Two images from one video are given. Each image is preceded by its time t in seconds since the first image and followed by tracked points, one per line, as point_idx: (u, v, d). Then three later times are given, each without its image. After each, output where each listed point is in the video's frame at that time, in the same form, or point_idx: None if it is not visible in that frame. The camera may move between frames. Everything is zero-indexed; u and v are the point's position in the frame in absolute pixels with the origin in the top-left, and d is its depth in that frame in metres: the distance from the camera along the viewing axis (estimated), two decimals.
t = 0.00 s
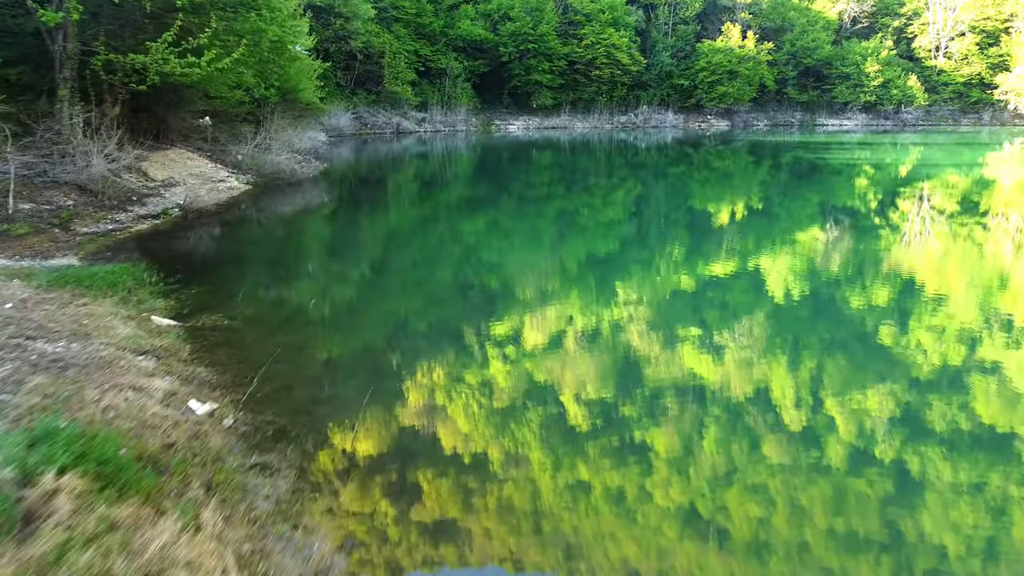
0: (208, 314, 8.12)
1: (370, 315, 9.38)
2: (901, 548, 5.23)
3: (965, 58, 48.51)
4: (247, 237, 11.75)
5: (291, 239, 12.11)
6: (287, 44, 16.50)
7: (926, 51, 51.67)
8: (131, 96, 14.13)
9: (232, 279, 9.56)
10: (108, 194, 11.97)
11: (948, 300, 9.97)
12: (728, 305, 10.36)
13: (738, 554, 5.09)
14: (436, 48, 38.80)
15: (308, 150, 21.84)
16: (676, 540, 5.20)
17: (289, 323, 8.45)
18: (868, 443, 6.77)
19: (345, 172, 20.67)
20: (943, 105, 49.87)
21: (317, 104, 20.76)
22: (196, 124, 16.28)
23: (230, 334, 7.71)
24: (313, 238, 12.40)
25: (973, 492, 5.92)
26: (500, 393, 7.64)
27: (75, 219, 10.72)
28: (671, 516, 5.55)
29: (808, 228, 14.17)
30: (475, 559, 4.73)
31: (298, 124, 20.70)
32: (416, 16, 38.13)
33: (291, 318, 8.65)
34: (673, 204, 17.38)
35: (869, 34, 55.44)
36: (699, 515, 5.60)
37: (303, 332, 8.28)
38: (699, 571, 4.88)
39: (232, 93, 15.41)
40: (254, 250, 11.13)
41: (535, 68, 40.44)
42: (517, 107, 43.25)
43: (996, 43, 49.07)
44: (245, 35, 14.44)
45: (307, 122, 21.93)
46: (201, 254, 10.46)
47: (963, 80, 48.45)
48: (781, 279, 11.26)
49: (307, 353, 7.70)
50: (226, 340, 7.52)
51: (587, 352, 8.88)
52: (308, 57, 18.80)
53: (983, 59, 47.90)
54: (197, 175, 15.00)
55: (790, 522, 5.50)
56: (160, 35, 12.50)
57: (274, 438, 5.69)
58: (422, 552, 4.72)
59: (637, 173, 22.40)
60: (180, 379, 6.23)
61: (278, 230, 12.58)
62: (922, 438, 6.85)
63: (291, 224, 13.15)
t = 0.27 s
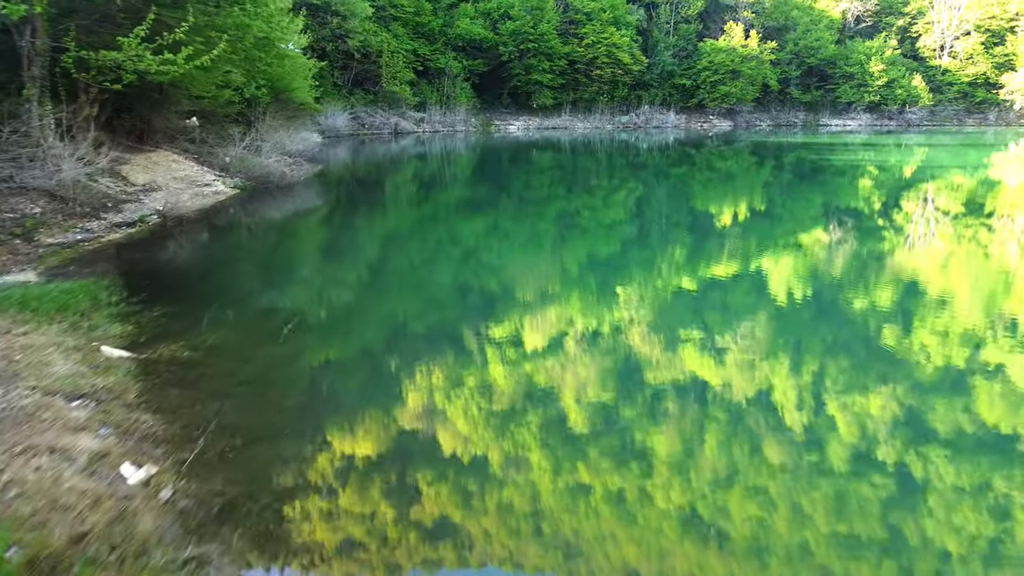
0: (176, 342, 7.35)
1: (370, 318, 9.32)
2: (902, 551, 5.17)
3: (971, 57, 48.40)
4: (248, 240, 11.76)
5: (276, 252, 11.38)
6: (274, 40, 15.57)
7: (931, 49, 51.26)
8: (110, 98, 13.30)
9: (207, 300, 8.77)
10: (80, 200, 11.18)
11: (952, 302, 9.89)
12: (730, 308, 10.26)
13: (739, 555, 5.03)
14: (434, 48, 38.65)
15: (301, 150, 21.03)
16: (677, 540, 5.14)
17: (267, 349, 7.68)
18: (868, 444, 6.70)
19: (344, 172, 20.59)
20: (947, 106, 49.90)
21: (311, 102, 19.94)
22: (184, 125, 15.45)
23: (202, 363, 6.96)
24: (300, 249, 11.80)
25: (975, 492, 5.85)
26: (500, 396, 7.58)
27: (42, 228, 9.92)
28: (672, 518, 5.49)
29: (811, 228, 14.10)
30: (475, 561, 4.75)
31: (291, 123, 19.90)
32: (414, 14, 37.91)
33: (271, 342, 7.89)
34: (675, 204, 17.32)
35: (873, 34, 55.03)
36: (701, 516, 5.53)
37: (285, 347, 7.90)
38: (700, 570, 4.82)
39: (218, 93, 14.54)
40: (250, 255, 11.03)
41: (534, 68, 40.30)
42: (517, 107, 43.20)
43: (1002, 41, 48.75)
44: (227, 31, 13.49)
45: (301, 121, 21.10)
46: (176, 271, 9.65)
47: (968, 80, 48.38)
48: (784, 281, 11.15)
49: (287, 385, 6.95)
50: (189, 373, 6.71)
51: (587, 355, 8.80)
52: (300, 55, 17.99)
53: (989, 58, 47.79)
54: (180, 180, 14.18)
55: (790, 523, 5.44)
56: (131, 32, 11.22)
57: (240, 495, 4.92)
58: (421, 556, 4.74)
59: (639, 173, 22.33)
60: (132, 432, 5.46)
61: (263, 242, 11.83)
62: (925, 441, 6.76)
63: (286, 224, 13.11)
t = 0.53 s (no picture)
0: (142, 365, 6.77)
1: (369, 320, 9.26)
2: (904, 553, 5.09)
3: (976, 57, 48.19)
4: (247, 240, 11.72)
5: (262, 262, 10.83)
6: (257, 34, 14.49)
7: (936, 49, 51.19)
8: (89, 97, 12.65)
9: (182, 317, 8.17)
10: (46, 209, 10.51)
11: (956, 304, 9.80)
12: (732, 310, 10.16)
13: (739, 556, 4.97)
14: (433, 47, 38.45)
15: (292, 153, 20.38)
16: (677, 543, 5.12)
17: (243, 371, 7.09)
18: (870, 446, 6.62)
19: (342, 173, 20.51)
20: (952, 106, 49.88)
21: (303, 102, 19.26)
22: (168, 126, 14.80)
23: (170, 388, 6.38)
24: (291, 254, 11.49)
25: (978, 494, 5.77)
26: (499, 399, 7.54)
27: None
28: (672, 519, 5.45)
29: (813, 230, 14.03)
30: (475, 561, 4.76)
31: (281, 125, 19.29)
32: (413, 13, 37.58)
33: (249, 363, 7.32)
34: (676, 206, 17.27)
35: (876, 33, 54.76)
36: (702, 518, 5.49)
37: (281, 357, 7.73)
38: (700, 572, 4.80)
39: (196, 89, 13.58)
40: (244, 259, 10.88)
41: (535, 67, 40.15)
42: (517, 107, 43.18)
43: (1008, 41, 48.43)
44: (206, 26, 12.46)
45: (291, 122, 20.42)
46: (150, 285, 9.04)
47: (973, 80, 48.28)
48: (787, 282, 11.07)
49: (262, 409, 6.34)
50: (144, 412, 5.85)
51: (587, 357, 8.72)
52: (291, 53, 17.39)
53: (995, 58, 47.51)
54: (162, 185, 13.56)
55: (792, 526, 5.37)
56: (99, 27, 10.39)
57: (202, 563, 4.16)
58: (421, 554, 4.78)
59: (640, 174, 22.29)
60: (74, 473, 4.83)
61: (249, 250, 11.29)
62: (927, 444, 6.66)
63: (281, 226, 13.03)
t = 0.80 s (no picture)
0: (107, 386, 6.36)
1: (368, 322, 9.20)
2: (906, 554, 5.02)
3: (982, 56, 48.01)
4: (234, 246, 11.52)
5: (249, 272, 10.49)
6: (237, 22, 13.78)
7: (940, 49, 50.73)
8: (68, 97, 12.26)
9: (126, 352, 7.18)
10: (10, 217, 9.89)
11: (959, 306, 9.70)
12: (733, 312, 10.08)
13: (739, 559, 4.93)
14: (431, 46, 38.34)
15: (285, 154, 19.82)
16: (679, 545, 5.10)
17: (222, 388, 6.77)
18: (872, 447, 6.55)
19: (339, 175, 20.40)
20: (957, 106, 49.84)
21: (293, 99, 18.78)
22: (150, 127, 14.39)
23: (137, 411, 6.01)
24: (284, 259, 11.31)
25: (981, 496, 5.70)
26: (499, 402, 7.48)
27: None
28: (674, 522, 5.39)
29: (815, 231, 13.93)
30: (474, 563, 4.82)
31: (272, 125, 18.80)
32: (410, 12, 37.47)
33: (227, 380, 6.96)
34: (677, 207, 17.18)
35: (880, 33, 54.60)
36: (703, 520, 5.44)
37: (277, 359, 7.75)
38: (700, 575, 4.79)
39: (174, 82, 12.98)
40: (237, 261, 10.80)
41: (535, 67, 40.01)
42: (517, 107, 43.13)
43: (1014, 40, 48.13)
44: (180, 19, 11.69)
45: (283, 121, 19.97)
46: (118, 300, 8.49)
47: (979, 79, 48.11)
48: (790, 284, 10.95)
49: (240, 433, 6.02)
50: (65, 483, 4.79)
51: (587, 360, 8.63)
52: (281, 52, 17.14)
53: (1001, 58, 47.37)
54: (141, 190, 13.04)
55: (792, 528, 5.31)
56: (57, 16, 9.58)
57: None
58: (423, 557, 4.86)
59: (641, 175, 22.22)
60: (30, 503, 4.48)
61: (236, 259, 10.94)
62: (929, 447, 6.56)
63: (273, 230, 12.85)
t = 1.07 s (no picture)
0: (76, 406, 5.98)
1: (366, 325, 9.10)
2: (908, 557, 4.95)
3: (987, 56, 48.06)
4: (219, 250, 11.04)
5: (240, 278, 10.13)
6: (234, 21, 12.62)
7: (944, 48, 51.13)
8: (43, 96, 12.08)
9: (72, 382, 6.42)
10: None
11: (963, 307, 9.63)
12: (735, 314, 9.99)
13: (740, 562, 4.87)
14: (429, 45, 38.24)
15: (275, 156, 19.28)
16: (679, 547, 5.04)
17: (204, 404, 6.45)
18: (875, 449, 6.46)
19: (337, 176, 20.33)
20: (962, 107, 49.92)
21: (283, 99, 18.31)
22: (131, 128, 13.92)
23: (108, 433, 5.66)
24: (278, 263, 11.02)
25: (984, 498, 5.62)
26: (498, 404, 7.42)
27: None
28: (675, 525, 5.33)
29: (819, 232, 13.85)
30: (473, 564, 4.78)
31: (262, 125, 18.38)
32: (409, 11, 37.29)
33: (208, 395, 6.63)
34: (680, 208, 17.11)
35: (884, 32, 54.50)
36: (703, 523, 5.38)
37: (272, 362, 7.67)
38: None
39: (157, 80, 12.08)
40: (234, 262, 10.73)
41: (535, 66, 39.91)
42: (517, 108, 43.10)
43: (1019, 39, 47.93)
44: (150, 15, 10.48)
45: (272, 121, 19.55)
46: (87, 313, 7.98)
47: (983, 79, 48.06)
48: (792, 286, 10.88)
49: (221, 452, 5.72)
50: None
51: (588, 362, 8.56)
52: (270, 52, 16.66)
53: (1006, 57, 47.29)
54: (118, 196, 12.23)
55: (793, 531, 5.23)
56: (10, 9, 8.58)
57: None
58: (422, 557, 4.83)
59: (643, 176, 22.17)
60: None
61: (228, 264, 10.57)
62: (932, 447, 6.46)
63: (264, 234, 12.52)
